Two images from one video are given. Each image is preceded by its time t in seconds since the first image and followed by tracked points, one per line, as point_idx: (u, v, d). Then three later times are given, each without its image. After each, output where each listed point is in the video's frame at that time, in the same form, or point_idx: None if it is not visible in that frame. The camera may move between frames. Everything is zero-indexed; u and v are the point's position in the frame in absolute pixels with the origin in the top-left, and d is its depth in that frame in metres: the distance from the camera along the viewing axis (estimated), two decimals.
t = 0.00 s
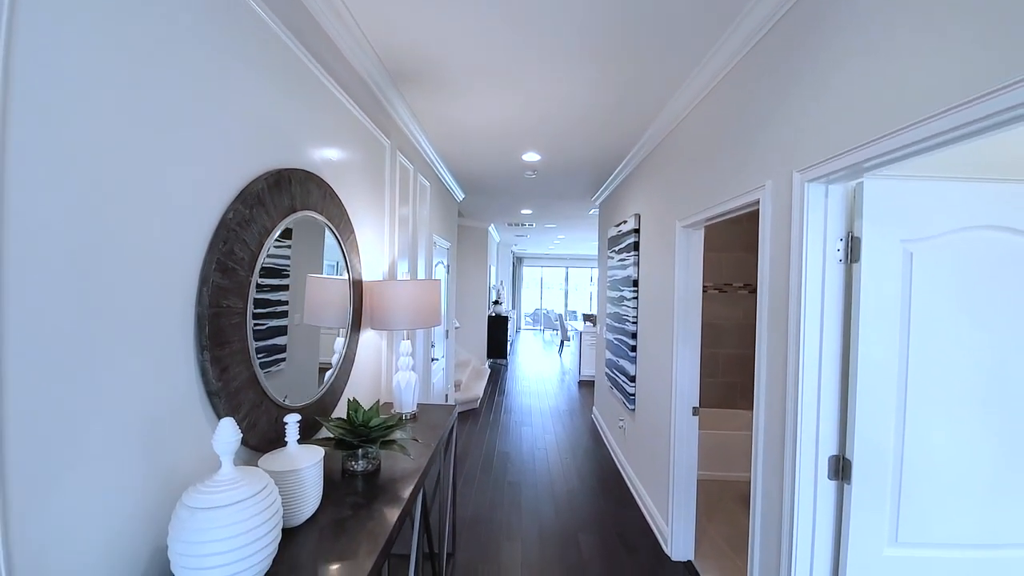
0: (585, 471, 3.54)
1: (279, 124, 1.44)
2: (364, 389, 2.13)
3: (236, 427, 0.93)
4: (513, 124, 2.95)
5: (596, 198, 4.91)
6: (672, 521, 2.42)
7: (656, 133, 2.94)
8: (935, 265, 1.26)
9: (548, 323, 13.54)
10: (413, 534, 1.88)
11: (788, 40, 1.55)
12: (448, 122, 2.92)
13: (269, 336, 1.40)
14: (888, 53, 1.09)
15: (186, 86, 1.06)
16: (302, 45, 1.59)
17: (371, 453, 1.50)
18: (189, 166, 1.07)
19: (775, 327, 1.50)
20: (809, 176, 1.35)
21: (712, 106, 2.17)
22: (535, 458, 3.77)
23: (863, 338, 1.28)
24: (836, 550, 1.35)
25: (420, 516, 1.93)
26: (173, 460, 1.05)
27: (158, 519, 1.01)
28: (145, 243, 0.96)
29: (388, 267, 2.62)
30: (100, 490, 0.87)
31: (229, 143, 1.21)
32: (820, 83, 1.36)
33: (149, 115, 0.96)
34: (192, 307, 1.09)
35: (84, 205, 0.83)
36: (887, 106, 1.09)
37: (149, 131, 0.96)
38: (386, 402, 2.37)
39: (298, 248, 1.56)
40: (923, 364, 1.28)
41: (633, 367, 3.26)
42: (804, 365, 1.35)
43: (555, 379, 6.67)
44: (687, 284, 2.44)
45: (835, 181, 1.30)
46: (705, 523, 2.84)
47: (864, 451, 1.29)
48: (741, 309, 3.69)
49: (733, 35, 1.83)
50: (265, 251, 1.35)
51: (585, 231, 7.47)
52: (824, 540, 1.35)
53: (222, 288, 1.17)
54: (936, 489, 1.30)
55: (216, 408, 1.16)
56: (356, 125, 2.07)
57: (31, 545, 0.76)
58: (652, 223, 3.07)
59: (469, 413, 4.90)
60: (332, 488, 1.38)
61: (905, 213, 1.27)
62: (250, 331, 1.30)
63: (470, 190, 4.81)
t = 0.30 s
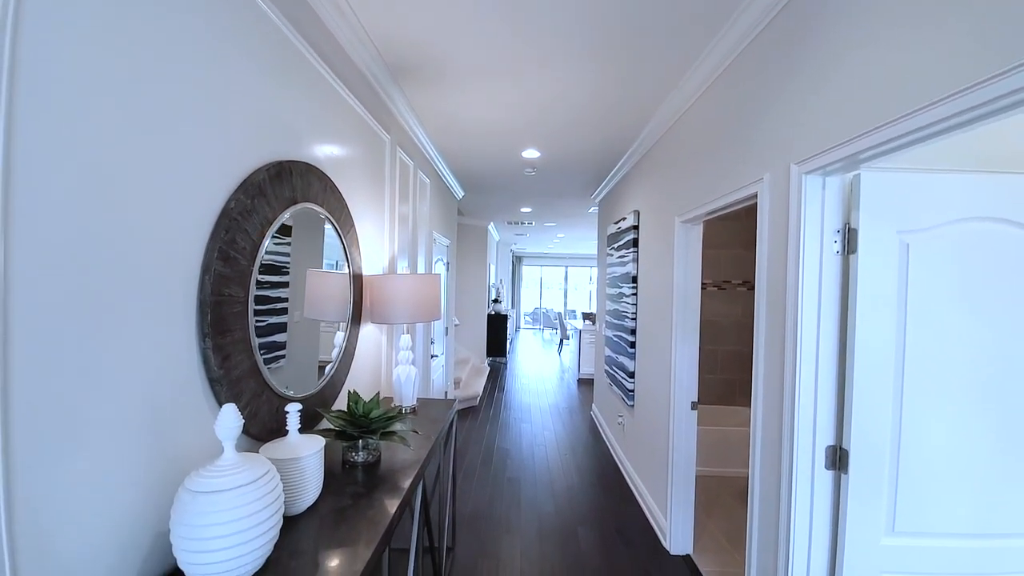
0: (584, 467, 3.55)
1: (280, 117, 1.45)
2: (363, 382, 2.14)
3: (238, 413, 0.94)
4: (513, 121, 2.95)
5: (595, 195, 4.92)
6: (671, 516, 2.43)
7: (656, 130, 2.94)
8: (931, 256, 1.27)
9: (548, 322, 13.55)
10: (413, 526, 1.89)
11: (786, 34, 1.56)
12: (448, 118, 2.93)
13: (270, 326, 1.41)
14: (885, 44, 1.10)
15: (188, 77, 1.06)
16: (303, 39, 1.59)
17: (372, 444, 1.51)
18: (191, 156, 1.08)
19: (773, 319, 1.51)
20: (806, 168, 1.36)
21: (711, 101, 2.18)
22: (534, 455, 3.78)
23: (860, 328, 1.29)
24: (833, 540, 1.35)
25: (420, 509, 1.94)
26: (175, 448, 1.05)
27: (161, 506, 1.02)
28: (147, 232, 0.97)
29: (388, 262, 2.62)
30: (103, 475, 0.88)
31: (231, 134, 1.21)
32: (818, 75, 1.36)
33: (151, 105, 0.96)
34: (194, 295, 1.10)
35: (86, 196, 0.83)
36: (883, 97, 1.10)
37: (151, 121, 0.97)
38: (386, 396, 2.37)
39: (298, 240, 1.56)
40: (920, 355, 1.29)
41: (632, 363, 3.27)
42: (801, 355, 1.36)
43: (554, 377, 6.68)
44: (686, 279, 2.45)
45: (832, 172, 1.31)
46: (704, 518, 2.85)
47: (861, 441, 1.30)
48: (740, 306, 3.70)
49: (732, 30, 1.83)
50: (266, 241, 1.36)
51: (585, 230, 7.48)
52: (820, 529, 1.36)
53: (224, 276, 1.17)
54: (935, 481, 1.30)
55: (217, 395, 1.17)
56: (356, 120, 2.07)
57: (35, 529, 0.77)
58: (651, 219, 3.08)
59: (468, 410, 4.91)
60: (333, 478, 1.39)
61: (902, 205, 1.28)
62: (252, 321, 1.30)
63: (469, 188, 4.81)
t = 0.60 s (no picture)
0: (585, 463, 3.55)
1: (282, 108, 1.45)
2: (364, 377, 2.14)
3: (242, 398, 0.95)
4: (513, 118, 2.95)
5: (595, 193, 4.93)
6: (671, 509, 2.43)
7: (656, 126, 2.94)
8: (930, 246, 1.28)
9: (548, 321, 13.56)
10: (414, 519, 1.89)
11: (786, 27, 1.56)
12: (449, 115, 2.93)
13: (272, 317, 1.41)
14: (887, 32, 1.10)
15: (190, 65, 1.06)
16: (305, 32, 1.59)
17: (373, 435, 1.52)
18: (193, 144, 1.08)
19: (773, 310, 1.51)
20: (806, 158, 1.36)
21: (710, 96, 2.19)
22: (535, 451, 3.79)
23: (860, 318, 1.30)
24: (834, 530, 1.36)
25: (421, 502, 1.94)
26: (178, 436, 1.06)
27: (164, 492, 1.02)
28: (149, 220, 0.97)
29: (389, 257, 2.62)
30: (106, 461, 0.88)
31: (232, 123, 1.21)
32: (818, 65, 1.37)
33: (154, 93, 0.97)
34: (197, 283, 1.11)
35: (88, 184, 0.84)
36: (884, 85, 1.10)
37: (154, 108, 0.97)
38: (387, 390, 2.38)
39: (300, 232, 1.56)
40: (920, 344, 1.29)
41: (632, 359, 3.28)
42: (801, 345, 1.36)
43: (554, 375, 6.68)
44: (687, 273, 2.45)
45: (832, 163, 1.31)
46: (704, 513, 2.85)
47: (862, 430, 1.30)
48: (740, 303, 3.71)
49: (732, 23, 1.83)
50: (268, 231, 1.36)
51: (585, 228, 7.49)
52: (821, 520, 1.36)
53: (227, 265, 1.18)
54: (934, 470, 1.31)
55: (220, 383, 1.17)
56: (357, 114, 2.08)
57: (38, 515, 0.77)
58: (651, 215, 3.08)
59: (469, 407, 4.91)
60: (334, 469, 1.40)
61: (902, 195, 1.29)
62: (254, 310, 1.31)
63: (470, 185, 4.81)
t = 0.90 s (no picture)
0: (585, 460, 3.56)
1: (284, 100, 1.46)
2: (365, 371, 2.15)
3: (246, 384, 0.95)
4: (514, 114, 2.96)
5: (595, 191, 4.93)
6: (671, 504, 2.44)
7: (655, 122, 2.95)
8: (928, 237, 1.29)
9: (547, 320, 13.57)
10: (415, 512, 1.90)
11: (785, 20, 1.57)
12: (449, 111, 2.94)
13: (275, 307, 1.42)
14: (886, 23, 1.11)
15: (193, 55, 1.07)
16: (307, 25, 1.60)
17: (375, 426, 1.53)
18: (196, 134, 1.08)
19: (772, 302, 1.52)
20: (806, 150, 1.37)
21: (709, 92, 2.19)
22: (535, 448, 3.80)
23: (859, 308, 1.30)
24: (834, 520, 1.36)
25: (422, 495, 1.94)
26: (181, 423, 1.06)
27: (167, 479, 1.03)
28: (153, 208, 0.97)
29: (390, 252, 2.63)
30: (111, 446, 0.89)
31: (235, 114, 1.22)
32: (818, 58, 1.37)
33: (157, 82, 0.97)
34: (200, 271, 1.11)
35: (94, 170, 0.84)
36: (884, 75, 1.11)
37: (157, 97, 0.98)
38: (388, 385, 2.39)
39: (302, 222, 1.57)
40: (919, 335, 1.30)
41: (632, 356, 3.29)
42: (801, 336, 1.37)
43: (555, 373, 6.69)
44: (687, 268, 2.46)
45: (832, 154, 1.32)
46: (704, 508, 2.86)
47: (862, 420, 1.31)
48: (739, 300, 3.72)
49: (732, 18, 1.84)
50: (271, 221, 1.37)
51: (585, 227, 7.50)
52: (821, 509, 1.37)
53: (230, 253, 1.18)
54: (934, 460, 1.31)
55: (224, 370, 1.18)
56: (359, 109, 2.08)
57: (44, 496, 0.77)
58: (651, 212, 3.09)
59: (469, 405, 4.91)
60: (336, 459, 1.41)
61: (901, 186, 1.29)
62: (257, 300, 1.31)
63: (470, 183, 4.82)
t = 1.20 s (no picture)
0: (586, 455, 3.56)
1: (286, 89, 1.46)
2: (367, 362, 2.15)
3: (250, 365, 0.95)
4: (515, 108, 2.97)
5: (595, 187, 4.93)
6: (673, 496, 2.45)
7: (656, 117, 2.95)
8: (930, 223, 1.29)
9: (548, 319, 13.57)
10: (417, 504, 1.89)
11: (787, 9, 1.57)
12: (451, 106, 2.94)
13: (278, 294, 1.42)
14: (889, 7, 1.11)
15: (196, 39, 1.07)
16: (310, 15, 1.60)
17: (377, 415, 1.53)
18: (199, 118, 1.08)
19: (775, 291, 1.52)
20: (808, 137, 1.37)
21: (710, 84, 2.19)
22: (536, 444, 3.80)
23: (862, 295, 1.30)
24: (836, 506, 1.37)
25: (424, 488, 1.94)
26: (185, 407, 1.06)
27: (171, 462, 1.03)
28: (156, 191, 0.98)
29: (392, 245, 2.64)
30: (115, 427, 0.89)
31: (237, 99, 1.22)
32: (819, 45, 1.38)
33: (161, 65, 0.98)
34: (205, 253, 1.11)
35: (99, 150, 0.85)
36: (886, 59, 1.11)
37: (161, 80, 0.98)
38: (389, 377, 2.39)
39: (305, 211, 1.57)
40: (921, 321, 1.30)
41: (633, 350, 3.29)
42: (803, 322, 1.37)
43: (555, 371, 6.69)
44: (688, 261, 2.46)
45: (834, 141, 1.32)
46: (706, 502, 2.86)
47: (865, 407, 1.31)
48: (740, 295, 3.72)
49: (733, 9, 1.84)
50: (274, 208, 1.37)
51: (585, 225, 7.51)
52: (823, 496, 1.37)
53: (234, 237, 1.18)
54: (935, 445, 1.31)
55: (228, 354, 1.18)
56: (360, 101, 2.09)
57: (50, 471, 0.78)
58: (652, 206, 3.10)
59: (470, 401, 4.91)
60: (339, 447, 1.41)
61: (904, 172, 1.29)
62: (261, 286, 1.32)
63: (471, 179, 4.82)
